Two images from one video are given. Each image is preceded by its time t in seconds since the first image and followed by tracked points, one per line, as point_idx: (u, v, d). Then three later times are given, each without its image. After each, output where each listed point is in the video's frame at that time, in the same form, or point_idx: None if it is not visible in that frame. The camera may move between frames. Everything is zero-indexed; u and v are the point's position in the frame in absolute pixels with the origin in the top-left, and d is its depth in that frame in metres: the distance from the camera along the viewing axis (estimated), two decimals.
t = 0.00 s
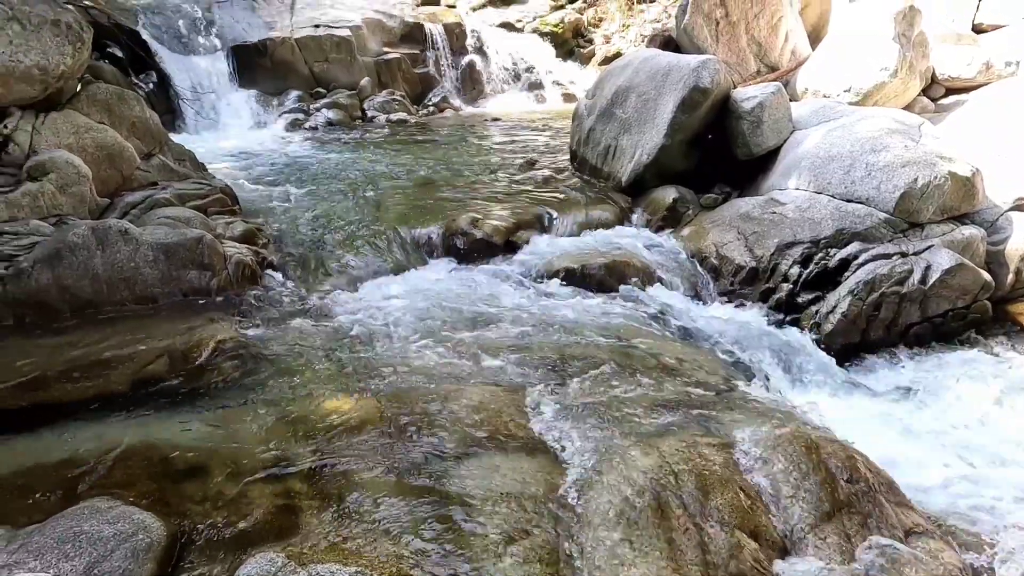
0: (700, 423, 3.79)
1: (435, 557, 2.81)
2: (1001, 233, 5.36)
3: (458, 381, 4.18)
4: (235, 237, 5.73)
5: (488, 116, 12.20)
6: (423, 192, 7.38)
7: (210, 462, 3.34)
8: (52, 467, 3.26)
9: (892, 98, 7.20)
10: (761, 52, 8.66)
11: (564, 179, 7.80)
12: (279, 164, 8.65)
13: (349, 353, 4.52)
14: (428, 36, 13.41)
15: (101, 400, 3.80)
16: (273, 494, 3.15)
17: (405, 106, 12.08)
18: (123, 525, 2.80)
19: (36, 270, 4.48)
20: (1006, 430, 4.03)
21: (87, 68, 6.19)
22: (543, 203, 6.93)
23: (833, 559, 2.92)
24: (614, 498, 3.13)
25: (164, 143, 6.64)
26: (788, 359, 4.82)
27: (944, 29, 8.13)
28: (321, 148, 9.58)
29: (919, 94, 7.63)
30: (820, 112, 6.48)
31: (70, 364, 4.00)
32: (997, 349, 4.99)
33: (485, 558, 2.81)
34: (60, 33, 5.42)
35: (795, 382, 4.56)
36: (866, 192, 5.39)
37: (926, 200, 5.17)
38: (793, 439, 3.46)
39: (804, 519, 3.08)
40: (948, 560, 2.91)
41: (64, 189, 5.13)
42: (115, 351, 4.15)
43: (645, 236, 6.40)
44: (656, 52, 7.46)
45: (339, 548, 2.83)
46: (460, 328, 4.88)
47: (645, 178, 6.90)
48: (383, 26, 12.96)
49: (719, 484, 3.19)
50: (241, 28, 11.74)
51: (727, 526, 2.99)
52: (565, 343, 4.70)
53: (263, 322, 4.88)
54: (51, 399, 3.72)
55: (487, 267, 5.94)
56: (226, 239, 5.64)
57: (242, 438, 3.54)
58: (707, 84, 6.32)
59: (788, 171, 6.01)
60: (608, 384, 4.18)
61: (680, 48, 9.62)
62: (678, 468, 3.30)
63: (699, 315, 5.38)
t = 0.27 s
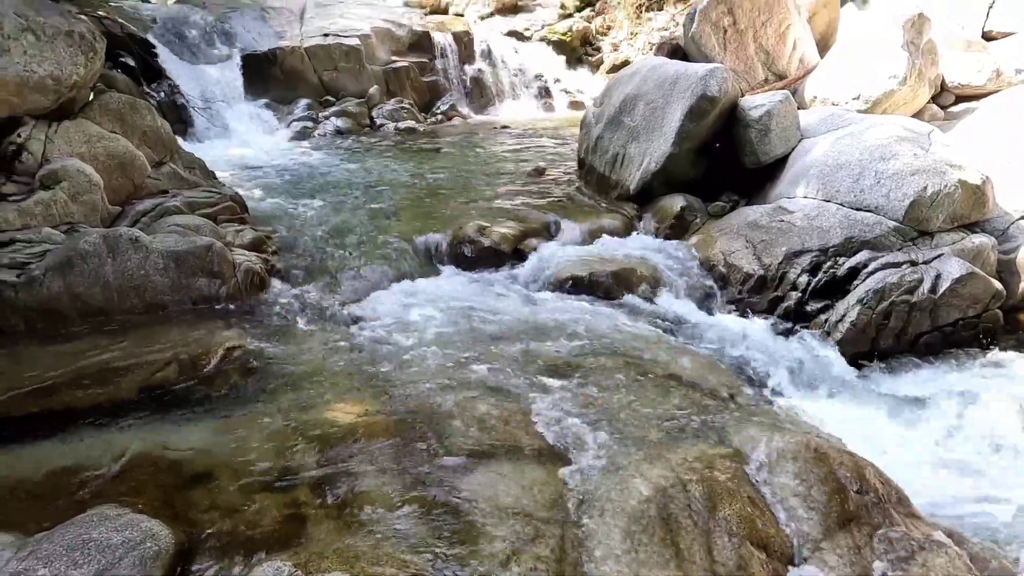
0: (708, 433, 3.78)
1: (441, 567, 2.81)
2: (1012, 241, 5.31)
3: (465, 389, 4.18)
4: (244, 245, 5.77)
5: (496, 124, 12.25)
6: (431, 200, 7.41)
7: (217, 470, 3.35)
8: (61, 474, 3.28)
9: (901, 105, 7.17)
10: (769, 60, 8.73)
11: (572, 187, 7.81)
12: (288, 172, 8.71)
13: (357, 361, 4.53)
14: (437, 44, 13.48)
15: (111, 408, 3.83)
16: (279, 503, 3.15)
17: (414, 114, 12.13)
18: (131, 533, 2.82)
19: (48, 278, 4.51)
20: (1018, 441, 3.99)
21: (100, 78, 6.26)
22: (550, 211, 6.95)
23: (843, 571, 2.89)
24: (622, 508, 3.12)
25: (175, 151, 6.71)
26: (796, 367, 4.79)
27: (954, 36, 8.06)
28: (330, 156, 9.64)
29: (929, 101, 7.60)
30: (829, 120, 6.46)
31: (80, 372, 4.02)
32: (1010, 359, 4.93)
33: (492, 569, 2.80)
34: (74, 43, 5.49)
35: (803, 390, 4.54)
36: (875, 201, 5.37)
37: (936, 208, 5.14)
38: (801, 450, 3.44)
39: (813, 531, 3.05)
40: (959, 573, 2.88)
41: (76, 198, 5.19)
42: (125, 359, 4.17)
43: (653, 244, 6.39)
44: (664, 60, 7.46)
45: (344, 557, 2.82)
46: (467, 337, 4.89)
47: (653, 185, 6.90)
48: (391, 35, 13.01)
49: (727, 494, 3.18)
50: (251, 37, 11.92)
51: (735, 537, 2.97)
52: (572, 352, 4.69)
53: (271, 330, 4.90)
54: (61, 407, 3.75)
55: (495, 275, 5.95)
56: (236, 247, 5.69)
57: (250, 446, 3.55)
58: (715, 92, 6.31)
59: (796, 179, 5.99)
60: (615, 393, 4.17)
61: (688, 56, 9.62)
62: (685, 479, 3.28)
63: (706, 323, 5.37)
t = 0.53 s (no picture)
0: (717, 441, 3.76)
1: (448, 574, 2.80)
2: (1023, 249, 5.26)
3: (473, 397, 4.18)
4: (253, 252, 5.81)
5: (504, 132, 12.28)
6: (439, 207, 7.44)
7: (226, 476, 3.36)
8: (72, 480, 3.29)
9: (910, 113, 7.16)
10: (777, 67, 8.66)
11: (580, 194, 7.82)
12: (297, 179, 8.77)
13: (365, 368, 4.54)
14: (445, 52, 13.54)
15: (120, 414, 3.85)
16: (286, 509, 3.16)
17: (422, 122, 12.19)
18: (139, 540, 2.83)
19: (59, 285, 4.55)
20: None
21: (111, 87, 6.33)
22: (557, 218, 6.95)
23: None
24: (630, 516, 3.10)
25: (186, 159, 6.75)
26: (805, 375, 4.76)
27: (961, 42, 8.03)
28: (339, 163, 9.70)
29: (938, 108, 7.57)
30: (837, 128, 6.44)
31: (90, 377, 4.03)
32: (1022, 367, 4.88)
33: None
34: (86, 52, 5.56)
35: (812, 398, 4.51)
36: (884, 208, 5.35)
37: (945, 215, 5.11)
38: (811, 458, 3.41)
39: (823, 539, 3.03)
40: None
41: (88, 205, 5.25)
42: (135, 365, 4.19)
43: (661, 251, 6.39)
44: (671, 68, 7.47)
45: (351, 565, 2.82)
46: (475, 344, 4.89)
47: (661, 193, 6.90)
48: (400, 44, 13.09)
49: (735, 503, 3.16)
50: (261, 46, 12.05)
51: (743, 547, 2.95)
52: (580, 359, 4.69)
53: (280, 337, 4.92)
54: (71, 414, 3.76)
55: (502, 282, 5.95)
56: (245, 254, 5.72)
57: (258, 453, 3.56)
58: (723, 100, 6.31)
59: (805, 187, 5.97)
60: (622, 401, 4.16)
61: (696, 63, 9.63)
62: (693, 487, 3.26)
63: (714, 331, 5.35)
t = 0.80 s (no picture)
0: (724, 448, 3.75)
1: None
2: None
3: (479, 403, 4.17)
4: (260, 258, 5.83)
5: (510, 139, 12.31)
6: (445, 213, 7.46)
7: (232, 482, 3.36)
8: (79, 485, 3.30)
9: (917, 119, 7.14)
10: (783, 74, 8.67)
11: (586, 201, 7.82)
12: (304, 185, 8.81)
13: (371, 374, 4.54)
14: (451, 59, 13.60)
15: (127, 420, 3.85)
16: (292, 516, 3.16)
17: (429, 128, 12.23)
18: (145, 545, 2.83)
19: (68, 291, 4.58)
20: None
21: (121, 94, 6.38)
22: (563, 225, 6.95)
23: None
24: (636, 523, 3.09)
25: (194, 166, 6.80)
26: (812, 383, 4.73)
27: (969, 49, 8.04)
28: (345, 170, 9.75)
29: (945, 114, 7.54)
30: (844, 134, 6.43)
31: (98, 383, 4.05)
32: None
33: None
34: (96, 60, 5.63)
35: (820, 407, 4.47)
36: (891, 215, 5.32)
37: (954, 221, 5.08)
38: (819, 465, 3.41)
39: (830, 548, 3.00)
40: None
41: (97, 212, 5.28)
42: (142, 370, 4.21)
43: (666, 258, 6.38)
44: (677, 74, 7.48)
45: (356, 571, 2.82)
46: (481, 350, 4.89)
47: (667, 199, 6.90)
48: (407, 51, 13.14)
49: (741, 511, 3.13)
50: (270, 53, 12.08)
51: (751, 555, 2.93)
52: (586, 366, 4.68)
53: (286, 343, 4.93)
54: (79, 421, 3.77)
55: (508, 288, 5.95)
56: (252, 260, 5.75)
57: (263, 459, 3.57)
58: (729, 106, 6.31)
59: (812, 193, 5.96)
60: (629, 407, 4.14)
61: (702, 70, 9.64)
62: (699, 495, 3.25)
63: (721, 338, 5.32)
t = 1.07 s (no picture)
0: (732, 455, 3.72)
1: None
2: None
3: (486, 410, 4.16)
4: (267, 265, 5.85)
5: (517, 146, 12.34)
6: (452, 220, 7.47)
7: (239, 489, 3.36)
8: (86, 490, 3.30)
9: (925, 125, 7.12)
10: (790, 81, 8.67)
11: (592, 208, 7.82)
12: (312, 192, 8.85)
13: (378, 381, 4.54)
14: (458, 67, 13.67)
15: (135, 425, 3.85)
16: (298, 523, 3.15)
17: (436, 136, 12.28)
18: (152, 550, 2.83)
19: (77, 297, 4.62)
20: None
21: (131, 102, 6.42)
22: (570, 232, 6.95)
23: None
24: (644, 532, 3.07)
25: (202, 173, 6.83)
26: (820, 391, 4.70)
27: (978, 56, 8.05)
28: (353, 177, 9.79)
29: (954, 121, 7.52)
30: (851, 140, 6.41)
31: (107, 389, 4.07)
32: None
33: None
34: (107, 69, 5.65)
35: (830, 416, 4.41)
36: (900, 222, 5.30)
37: (963, 228, 5.05)
38: (828, 473, 3.39)
39: (840, 557, 2.98)
40: None
41: (107, 218, 5.32)
42: (150, 376, 4.23)
43: (672, 265, 6.37)
44: (683, 81, 7.48)
45: None
46: (488, 356, 4.89)
47: (674, 206, 6.89)
48: (415, 58, 13.19)
49: (750, 520, 3.11)
50: (278, 61, 12.17)
51: (759, 564, 2.90)
52: (593, 373, 4.66)
53: (293, 349, 4.93)
54: (86, 427, 3.77)
55: (515, 295, 5.95)
56: (259, 266, 5.77)
57: (270, 465, 3.56)
58: (736, 112, 6.30)
59: (819, 200, 5.94)
60: (636, 415, 4.13)
61: (708, 77, 9.64)
62: (707, 503, 3.23)
63: (730, 346, 5.29)
